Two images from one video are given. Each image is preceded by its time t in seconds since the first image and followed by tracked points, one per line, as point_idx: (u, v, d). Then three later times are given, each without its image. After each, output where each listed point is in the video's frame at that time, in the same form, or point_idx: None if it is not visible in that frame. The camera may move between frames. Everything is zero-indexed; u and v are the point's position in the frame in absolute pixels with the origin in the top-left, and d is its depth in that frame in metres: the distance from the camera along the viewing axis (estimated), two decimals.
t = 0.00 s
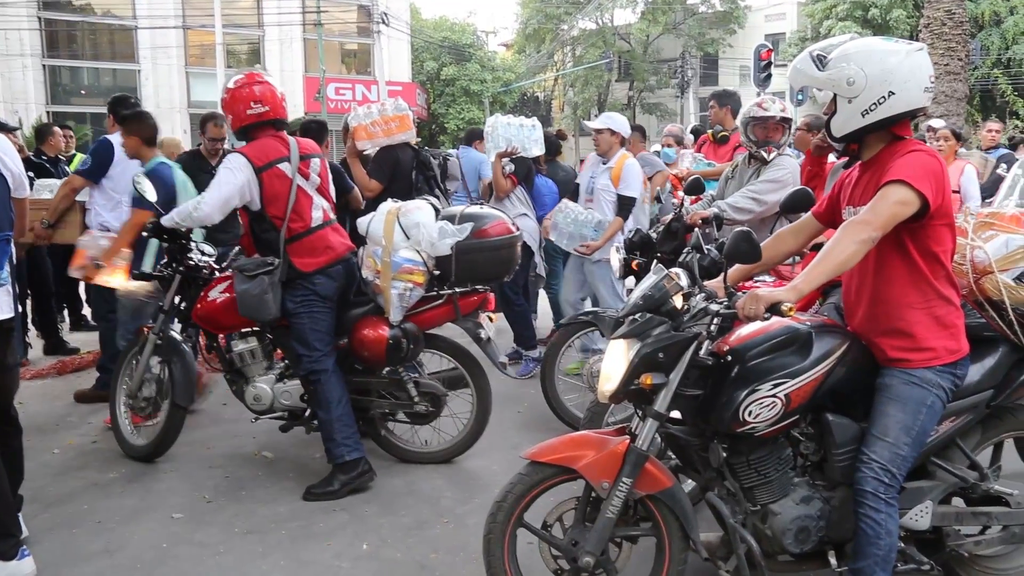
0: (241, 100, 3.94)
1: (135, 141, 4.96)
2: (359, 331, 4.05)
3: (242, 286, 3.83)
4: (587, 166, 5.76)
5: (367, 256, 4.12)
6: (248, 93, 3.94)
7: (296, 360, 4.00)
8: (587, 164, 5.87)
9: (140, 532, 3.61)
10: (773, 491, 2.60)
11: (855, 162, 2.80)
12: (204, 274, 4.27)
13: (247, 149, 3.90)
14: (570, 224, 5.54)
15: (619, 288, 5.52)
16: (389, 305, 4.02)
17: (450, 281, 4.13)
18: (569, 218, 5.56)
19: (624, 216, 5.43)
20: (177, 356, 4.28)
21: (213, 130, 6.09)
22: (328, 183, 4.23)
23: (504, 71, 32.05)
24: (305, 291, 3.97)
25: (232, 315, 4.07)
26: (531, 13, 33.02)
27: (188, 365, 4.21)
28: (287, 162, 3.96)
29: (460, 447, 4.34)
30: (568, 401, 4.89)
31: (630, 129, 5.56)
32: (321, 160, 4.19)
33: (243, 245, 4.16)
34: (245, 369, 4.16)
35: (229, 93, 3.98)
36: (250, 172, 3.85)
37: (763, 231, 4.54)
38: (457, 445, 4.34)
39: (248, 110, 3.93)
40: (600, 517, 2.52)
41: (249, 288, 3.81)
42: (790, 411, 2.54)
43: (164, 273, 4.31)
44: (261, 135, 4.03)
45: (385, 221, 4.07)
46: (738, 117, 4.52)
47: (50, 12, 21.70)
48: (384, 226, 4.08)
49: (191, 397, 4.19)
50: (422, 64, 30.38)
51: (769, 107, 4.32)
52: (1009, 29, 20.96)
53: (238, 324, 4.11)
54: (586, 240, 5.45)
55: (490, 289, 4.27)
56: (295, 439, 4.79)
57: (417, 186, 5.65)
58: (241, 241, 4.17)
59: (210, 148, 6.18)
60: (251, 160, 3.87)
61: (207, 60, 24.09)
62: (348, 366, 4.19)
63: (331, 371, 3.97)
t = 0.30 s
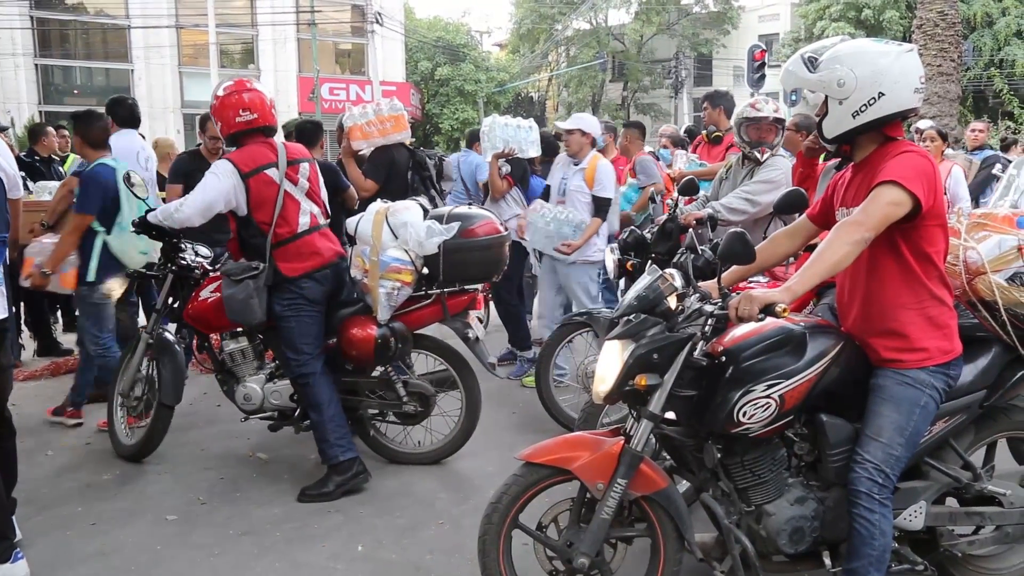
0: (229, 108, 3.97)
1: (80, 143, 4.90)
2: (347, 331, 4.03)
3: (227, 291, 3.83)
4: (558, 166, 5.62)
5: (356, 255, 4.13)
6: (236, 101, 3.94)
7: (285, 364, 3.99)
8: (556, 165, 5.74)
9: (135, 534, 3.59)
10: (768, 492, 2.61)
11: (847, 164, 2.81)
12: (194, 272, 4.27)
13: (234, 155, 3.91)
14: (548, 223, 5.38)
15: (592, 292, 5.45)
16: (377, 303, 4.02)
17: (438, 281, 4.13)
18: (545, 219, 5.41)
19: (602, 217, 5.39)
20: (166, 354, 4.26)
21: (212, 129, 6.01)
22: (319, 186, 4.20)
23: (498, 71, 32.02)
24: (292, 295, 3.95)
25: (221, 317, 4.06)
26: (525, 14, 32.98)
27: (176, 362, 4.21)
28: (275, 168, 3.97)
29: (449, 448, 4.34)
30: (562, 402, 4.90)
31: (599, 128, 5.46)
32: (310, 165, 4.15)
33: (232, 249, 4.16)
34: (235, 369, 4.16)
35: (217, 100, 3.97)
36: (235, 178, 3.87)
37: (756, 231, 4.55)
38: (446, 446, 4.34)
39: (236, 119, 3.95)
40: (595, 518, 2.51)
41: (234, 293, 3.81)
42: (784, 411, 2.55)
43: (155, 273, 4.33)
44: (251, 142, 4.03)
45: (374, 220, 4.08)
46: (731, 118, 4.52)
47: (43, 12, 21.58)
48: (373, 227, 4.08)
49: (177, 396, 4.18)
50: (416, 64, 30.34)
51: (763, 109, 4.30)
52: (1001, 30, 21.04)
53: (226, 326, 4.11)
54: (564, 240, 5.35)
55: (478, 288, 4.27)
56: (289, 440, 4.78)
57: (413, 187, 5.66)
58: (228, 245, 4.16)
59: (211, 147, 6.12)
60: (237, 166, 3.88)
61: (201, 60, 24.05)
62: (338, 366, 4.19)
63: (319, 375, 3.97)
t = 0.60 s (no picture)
0: (227, 105, 4.02)
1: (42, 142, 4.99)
2: (331, 321, 4.04)
3: (216, 275, 3.89)
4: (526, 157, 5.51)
5: (340, 246, 4.10)
6: (233, 96, 4.02)
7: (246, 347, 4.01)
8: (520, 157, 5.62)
9: (127, 531, 3.58)
10: (760, 485, 2.62)
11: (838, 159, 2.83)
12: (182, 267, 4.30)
13: (232, 145, 3.99)
14: (521, 211, 5.28)
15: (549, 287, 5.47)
16: (360, 292, 4.01)
17: (422, 274, 4.10)
18: (519, 209, 5.29)
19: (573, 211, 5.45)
20: (154, 347, 4.29)
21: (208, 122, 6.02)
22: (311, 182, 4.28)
23: (490, 66, 31.97)
24: (272, 284, 3.98)
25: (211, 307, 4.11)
26: (516, 9, 32.91)
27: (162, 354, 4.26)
28: (271, 159, 4.05)
29: (429, 444, 4.33)
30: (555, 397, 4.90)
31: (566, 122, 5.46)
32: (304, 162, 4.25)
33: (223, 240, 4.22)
34: (223, 361, 4.17)
35: (214, 98, 4.04)
36: (232, 165, 3.94)
37: (748, 225, 4.58)
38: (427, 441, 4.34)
39: (234, 113, 4.02)
40: (588, 512, 2.52)
41: (222, 277, 3.86)
42: (776, 405, 2.56)
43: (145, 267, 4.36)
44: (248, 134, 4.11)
45: (359, 213, 4.06)
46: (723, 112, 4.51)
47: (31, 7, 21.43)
48: (357, 219, 4.06)
49: (162, 388, 4.24)
50: (408, 60, 30.29)
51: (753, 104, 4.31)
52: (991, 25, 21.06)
53: (216, 317, 4.15)
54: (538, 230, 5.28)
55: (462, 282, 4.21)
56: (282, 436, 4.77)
57: (405, 183, 5.64)
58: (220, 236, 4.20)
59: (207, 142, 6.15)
60: (235, 155, 3.96)
61: (191, 56, 23.99)
62: (318, 360, 4.17)
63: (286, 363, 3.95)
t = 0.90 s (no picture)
0: (203, 103, 4.02)
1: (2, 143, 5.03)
2: (305, 320, 4.05)
3: (190, 277, 3.95)
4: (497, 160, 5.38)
5: (313, 244, 4.09)
6: (210, 93, 4.02)
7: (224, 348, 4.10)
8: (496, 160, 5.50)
9: (114, 530, 3.56)
10: (748, 485, 2.63)
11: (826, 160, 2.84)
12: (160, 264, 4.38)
13: (208, 144, 3.97)
14: (482, 215, 5.13)
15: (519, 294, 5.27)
16: (331, 292, 4.00)
17: (394, 273, 4.08)
18: (479, 212, 5.16)
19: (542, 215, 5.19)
20: (134, 343, 4.33)
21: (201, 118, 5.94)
22: (289, 181, 4.29)
23: (479, 64, 31.91)
24: (245, 285, 4.03)
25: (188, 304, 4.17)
26: (506, 7, 32.83)
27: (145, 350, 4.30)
28: (247, 158, 4.03)
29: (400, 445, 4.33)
30: (544, 396, 4.91)
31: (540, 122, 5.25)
32: (283, 161, 4.25)
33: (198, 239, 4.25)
34: (200, 359, 4.20)
35: (191, 95, 4.04)
36: (207, 165, 3.92)
37: (737, 226, 4.58)
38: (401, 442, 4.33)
39: (211, 110, 4.01)
40: (577, 512, 2.52)
41: (195, 278, 3.92)
42: (765, 405, 2.57)
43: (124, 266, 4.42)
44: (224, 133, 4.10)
45: (332, 212, 4.06)
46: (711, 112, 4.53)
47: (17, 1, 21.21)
48: (330, 218, 4.06)
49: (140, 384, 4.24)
50: (397, 57, 30.21)
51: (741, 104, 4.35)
52: (978, 28, 21.16)
53: (193, 314, 4.21)
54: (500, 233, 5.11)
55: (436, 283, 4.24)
56: (270, 435, 4.76)
57: (395, 181, 5.64)
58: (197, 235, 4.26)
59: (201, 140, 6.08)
60: (210, 155, 3.94)
61: (179, 52, 23.86)
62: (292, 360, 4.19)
63: (242, 370, 4.04)
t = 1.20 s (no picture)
0: (193, 102, 4.01)
1: None
2: (282, 329, 4.07)
3: (172, 281, 3.98)
4: (481, 167, 5.33)
5: (286, 254, 4.04)
6: (201, 94, 4.01)
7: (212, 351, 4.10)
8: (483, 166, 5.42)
9: (108, 536, 3.55)
10: (744, 492, 2.63)
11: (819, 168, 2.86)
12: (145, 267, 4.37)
13: (190, 149, 3.95)
14: (454, 220, 5.17)
15: (500, 301, 5.24)
16: (305, 302, 4.00)
17: (368, 282, 4.10)
18: (452, 216, 5.18)
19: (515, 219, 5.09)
20: (118, 346, 4.35)
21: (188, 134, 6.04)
22: (276, 184, 4.29)
23: (476, 71, 31.94)
24: (231, 292, 4.03)
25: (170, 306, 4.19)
26: (502, 14, 32.86)
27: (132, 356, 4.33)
28: (232, 164, 4.03)
29: (379, 450, 4.34)
30: (540, 403, 4.91)
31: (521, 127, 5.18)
32: (270, 163, 4.25)
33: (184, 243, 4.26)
34: (182, 362, 4.24)
35: (184, 92, 4.03)
36: (189, 171, 3.92)
37: (733, 234, 4.59)
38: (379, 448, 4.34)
39: (199, 113, 4.01)
40: (573, 519, 2.53)
41: (176, 283, 3.95)
42: (761, 413, 2.57)
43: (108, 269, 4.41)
44: (212, 136, 4.09)
45: (306, 219, 4.01)
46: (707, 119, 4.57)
47: (12, 3, 21.14)
48: (304, 225, 4.02)
49: (123, 386, 4.29)
50: (394, 63, 30.25)
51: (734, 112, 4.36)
52: (971, 38, 21.31)
53: (176, 318, 4.23)
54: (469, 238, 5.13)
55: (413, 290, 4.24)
56: (264, 441, 4.75)
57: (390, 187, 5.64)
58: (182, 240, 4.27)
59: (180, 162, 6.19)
60: (193, 161, 3.93)
61: (175, 56, 23.84)
62: (273, 366, 4.25)
63: (234, 375, 4.03)
